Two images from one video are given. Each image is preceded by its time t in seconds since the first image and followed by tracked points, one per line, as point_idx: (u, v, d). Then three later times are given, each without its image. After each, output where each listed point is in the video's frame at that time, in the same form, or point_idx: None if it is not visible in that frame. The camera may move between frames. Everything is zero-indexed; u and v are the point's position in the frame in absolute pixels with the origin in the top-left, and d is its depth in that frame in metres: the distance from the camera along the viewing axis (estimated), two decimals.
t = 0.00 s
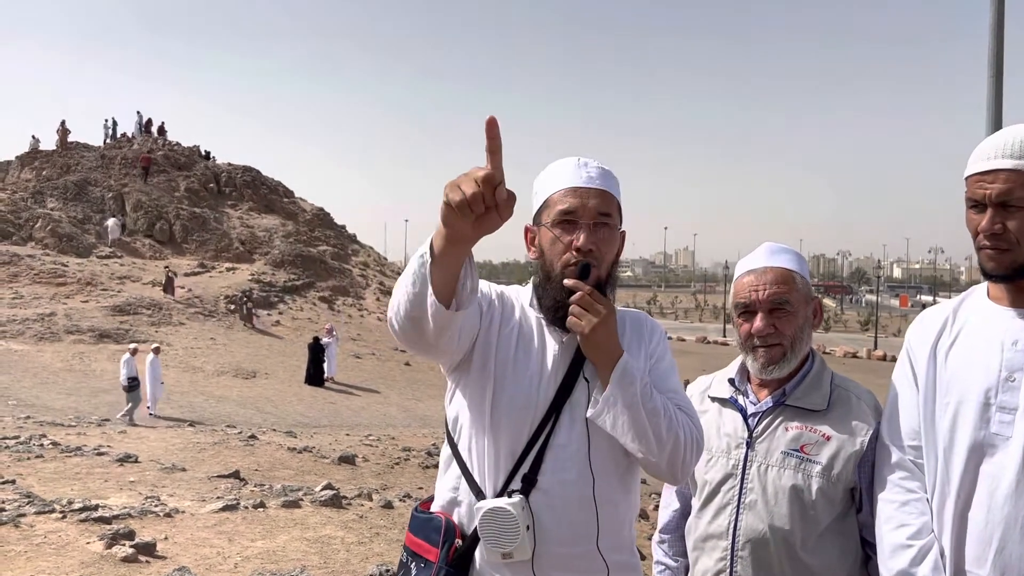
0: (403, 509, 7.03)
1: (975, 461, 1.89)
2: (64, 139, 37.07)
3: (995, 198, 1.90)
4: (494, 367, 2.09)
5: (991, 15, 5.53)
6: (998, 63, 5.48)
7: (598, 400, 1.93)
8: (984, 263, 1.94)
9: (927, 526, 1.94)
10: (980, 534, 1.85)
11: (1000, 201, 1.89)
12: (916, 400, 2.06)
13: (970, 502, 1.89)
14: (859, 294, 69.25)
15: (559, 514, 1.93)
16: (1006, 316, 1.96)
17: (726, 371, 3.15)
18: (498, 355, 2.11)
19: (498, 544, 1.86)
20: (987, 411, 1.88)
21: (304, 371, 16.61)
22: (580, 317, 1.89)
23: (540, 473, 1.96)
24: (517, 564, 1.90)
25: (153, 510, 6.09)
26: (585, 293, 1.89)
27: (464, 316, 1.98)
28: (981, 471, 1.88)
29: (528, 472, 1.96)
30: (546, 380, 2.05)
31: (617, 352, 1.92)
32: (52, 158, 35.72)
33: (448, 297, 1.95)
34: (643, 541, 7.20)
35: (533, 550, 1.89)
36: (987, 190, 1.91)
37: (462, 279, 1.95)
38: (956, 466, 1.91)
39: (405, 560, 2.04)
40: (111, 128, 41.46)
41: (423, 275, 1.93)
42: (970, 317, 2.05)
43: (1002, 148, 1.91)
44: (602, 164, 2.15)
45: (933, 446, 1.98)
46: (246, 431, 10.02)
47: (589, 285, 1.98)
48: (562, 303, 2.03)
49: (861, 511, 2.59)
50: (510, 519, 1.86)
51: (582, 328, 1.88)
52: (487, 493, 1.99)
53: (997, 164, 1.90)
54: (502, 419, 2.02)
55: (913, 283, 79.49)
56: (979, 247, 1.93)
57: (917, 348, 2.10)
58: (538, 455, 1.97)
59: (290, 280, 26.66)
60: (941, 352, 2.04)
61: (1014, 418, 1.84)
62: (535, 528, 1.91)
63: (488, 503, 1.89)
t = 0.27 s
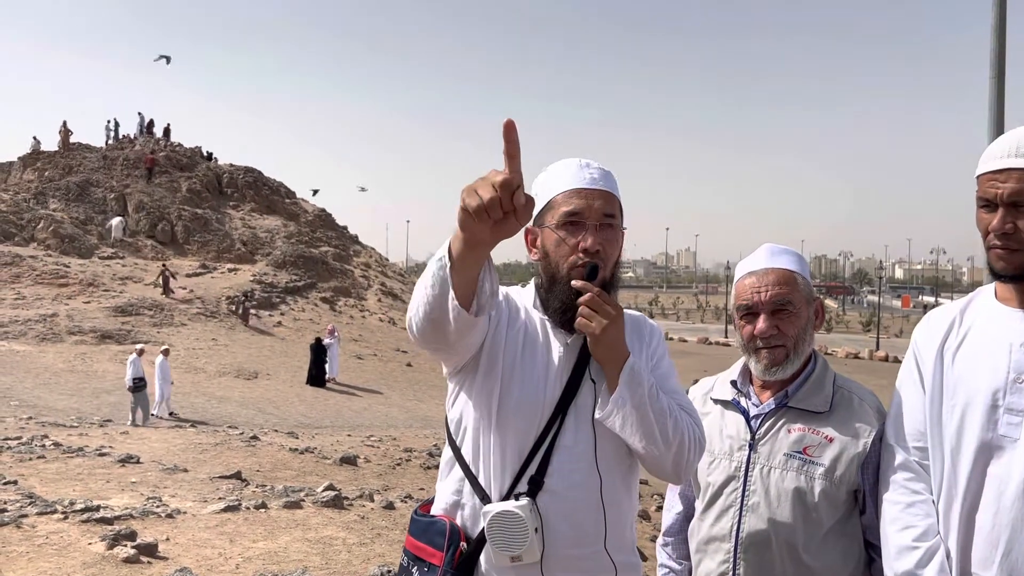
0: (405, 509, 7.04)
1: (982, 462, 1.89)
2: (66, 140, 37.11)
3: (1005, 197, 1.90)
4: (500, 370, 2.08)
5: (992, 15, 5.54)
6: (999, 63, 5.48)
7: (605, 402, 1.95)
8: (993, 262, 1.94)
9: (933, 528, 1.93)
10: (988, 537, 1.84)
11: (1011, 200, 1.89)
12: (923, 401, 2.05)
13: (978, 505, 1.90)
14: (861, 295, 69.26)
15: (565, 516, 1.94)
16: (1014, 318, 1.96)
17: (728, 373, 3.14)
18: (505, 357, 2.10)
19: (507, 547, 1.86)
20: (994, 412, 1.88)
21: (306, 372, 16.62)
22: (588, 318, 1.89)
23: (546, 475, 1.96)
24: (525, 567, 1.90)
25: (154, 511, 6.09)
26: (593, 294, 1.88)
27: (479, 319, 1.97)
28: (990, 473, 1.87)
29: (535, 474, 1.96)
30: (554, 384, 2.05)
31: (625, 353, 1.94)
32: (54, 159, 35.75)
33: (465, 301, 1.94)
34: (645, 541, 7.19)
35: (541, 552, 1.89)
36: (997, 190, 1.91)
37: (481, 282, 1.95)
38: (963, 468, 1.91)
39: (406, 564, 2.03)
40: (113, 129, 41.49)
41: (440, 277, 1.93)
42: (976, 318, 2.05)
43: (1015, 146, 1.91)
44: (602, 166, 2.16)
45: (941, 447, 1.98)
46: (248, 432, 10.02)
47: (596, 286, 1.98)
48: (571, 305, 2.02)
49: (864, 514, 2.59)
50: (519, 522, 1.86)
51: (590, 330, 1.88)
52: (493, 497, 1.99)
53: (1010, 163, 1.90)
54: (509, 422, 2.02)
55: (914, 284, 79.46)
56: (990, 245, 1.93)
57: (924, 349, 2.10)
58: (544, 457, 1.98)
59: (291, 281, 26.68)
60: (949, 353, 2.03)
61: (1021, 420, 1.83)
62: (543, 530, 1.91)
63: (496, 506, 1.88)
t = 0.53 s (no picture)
0: (407, 510, 7.03)
1: (989, 465, 1.88)
2: (69, 141, 37.16)
3: (1018, 197, 1.90)
4: (501, 373, 2.07)
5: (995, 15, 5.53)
6: (1002, 63, 5.47)
7: (611, 400, 1.96)
8: (1002, 262, 1.94)
9: (938, 531, 1.94)
10: (994, 541, 1.84)
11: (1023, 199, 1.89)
12: (929, 404, 2.06)
13: (985, 509, 1.89)
14: (863, 296, 69.21)
15: (570, 517, 1.94)
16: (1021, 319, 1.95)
17: (731, 374, 3.14)
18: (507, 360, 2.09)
19: (514, 549, 1.86)
20: (1001, 414, 1.87)
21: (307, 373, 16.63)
22: (597, 316, 1.90)
23: (551, 476, 1.96)
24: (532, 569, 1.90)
25: (156, 512, 6.10)
26: (600, 291, 1.90)
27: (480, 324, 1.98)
28: (997, 475, 1.87)
29: (540, 475, 1.95)
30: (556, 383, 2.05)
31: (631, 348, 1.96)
32: (57, 160, 35.79)
33: (464, 307, 1.95)
34: (647, 542, 7.18)
35: (547, 553, 1.89)
36: (1009, 191, 1.92)
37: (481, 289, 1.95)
38: (970, 470, 1.91)
39: (407, 567, 2.02)
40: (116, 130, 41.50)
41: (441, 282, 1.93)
42: (983, 319, 2.04)
43: None
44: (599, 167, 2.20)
45: (945, 450, 1.99)
46: (250, 432, 10.02)
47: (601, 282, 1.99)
48: (578, 303, 2.03)
49: (867, 515, 2.59)
50: (525, 523, 1.86)
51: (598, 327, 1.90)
52: (497, 499, 1.98)
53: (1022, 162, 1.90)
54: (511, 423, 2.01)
55: (917, 285, 79.32)
56: (999, 246, 1.93)
57: (930, 350, 2.10)
58: (548, 458, 1.98)
59: (294, 282, 26.71)
60: (955, 355, 2.03)
61: None
62: (549, 532, 1.91)
63: (501, 510, 1.88)
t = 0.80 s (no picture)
0: (408, 510, 7.03)
1: (993, 465, 1.88)
2: (71, 142, 37.19)
3: None
4: (494, 380, 2.04)
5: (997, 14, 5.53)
6: (1004, 64, 5.47)
7: (614, 397, 1.97)
8: (1008, 262, 1.93)
9: (943, 532, 1.93)
10: (998, 542, 1.83)
11: None
12: (934, 405, 2.06)
13: (989, 509, 1.89)
14: (865, 296, 69.11)
15: (571, 516, 1.94)
16: None
17: (734, 375, 3.14)
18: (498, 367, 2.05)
19: (516, 549, 1.86)
20: (1007, 415, 1.87)
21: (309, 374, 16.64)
22: (598, 311, 1.91)
23: (550, 476, 1.96)
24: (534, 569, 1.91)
25: (158, 512, 6.10)
26: (601, 287, 1.92)
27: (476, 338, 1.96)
28: (1002, 476, 1.86)
29: (539, 475, 1.95)
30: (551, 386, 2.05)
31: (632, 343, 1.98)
32: (59, 160, 35.80)
33: (465, 318, 1.94)
34: (649, 543, 7.18)
35: (550, 553, 1.89)
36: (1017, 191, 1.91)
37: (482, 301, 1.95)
38: (976, 471, 1.90)
39: (408, 569, 2.01)
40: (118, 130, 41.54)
41: (441, 298, 1.93)
42: (989, 320, 2.04)
43: None
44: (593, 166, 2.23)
45: (951, 450, 1.98)
46: (252, 432, 10.02)
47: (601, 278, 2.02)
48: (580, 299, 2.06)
49: (870, 515, 2.59)
50: (525, 524, 1.86)
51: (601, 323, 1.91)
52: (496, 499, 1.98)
53: None
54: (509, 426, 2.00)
55: (919, 286, 79.23)
56: (1006, 247, 1.92)
57: (935, 350, 2.09)
58: (547, 457, 1.97)
59: (295, 282, 26.71)
60: (960, 355, 2.02)
61: None
62: (550, 531, 1.91)
63: (502, 510, 1.87)
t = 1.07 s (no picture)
0: (411, 511, 7.03)
1: (998, 468, 1.87)
2: (74, 142, 37.23)
3: None
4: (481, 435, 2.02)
5: (1000, 15, 5.51)
6: (1008, 63, 5.45)
7: (618, 396, 2.00)
8: (1015, 263, 1.91)
9: (946, 534, 1.93)
10: (1002, 545, 1.83)
11: None
12: (939, 406, 2.06)
13: (994, 513, 1.88)
14: (869, 296, 69.01)
15: (571, 516, 1.94)
16: None
17: (737, 376, 3.12)
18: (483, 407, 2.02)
19: (515, 551, 1.86)
20: (1011, 417, 1.86)
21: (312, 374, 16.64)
22: (600, 306, 1.93)
23: (548, 476, 1.95)
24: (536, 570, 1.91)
25: (161, 513, 6.10)
26: (600, 285, 1.94)
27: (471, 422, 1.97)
28: (1006, 478, 1.86)
29: (536, 476, 1.94)
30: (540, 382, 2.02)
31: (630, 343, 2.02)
32: (62, 161, 35.84)
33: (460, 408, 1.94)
34: (652, 543, 7.17)
35: (549, 554, 1.89)
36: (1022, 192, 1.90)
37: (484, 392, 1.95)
38: (980, 473, 1.90)
39: (407, 571, 1.99)
40: (121, 131, 41.58)
41: (437, 402, 1.92)
42: (994, 321, 2.02)
43: None
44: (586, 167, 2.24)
45: (955, 452, 1.98)
46: (254, 433, 10.03)
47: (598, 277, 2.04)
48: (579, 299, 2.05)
49: (874, 515, 2.58)
50: (524, 526, 1.86)
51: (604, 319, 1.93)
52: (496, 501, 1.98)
53: None
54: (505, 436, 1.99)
55: (922, 286, 79.08)
56: (1011, 247, 1.91)
57: (940, 352, 2.09)
58: (544, 457, 1.96)
59: (298, 283, 26.73)
60: (965, 357, 2.02)
61: None
62: (549, 531, 1.92)
63: (502, 512, 1.88)
